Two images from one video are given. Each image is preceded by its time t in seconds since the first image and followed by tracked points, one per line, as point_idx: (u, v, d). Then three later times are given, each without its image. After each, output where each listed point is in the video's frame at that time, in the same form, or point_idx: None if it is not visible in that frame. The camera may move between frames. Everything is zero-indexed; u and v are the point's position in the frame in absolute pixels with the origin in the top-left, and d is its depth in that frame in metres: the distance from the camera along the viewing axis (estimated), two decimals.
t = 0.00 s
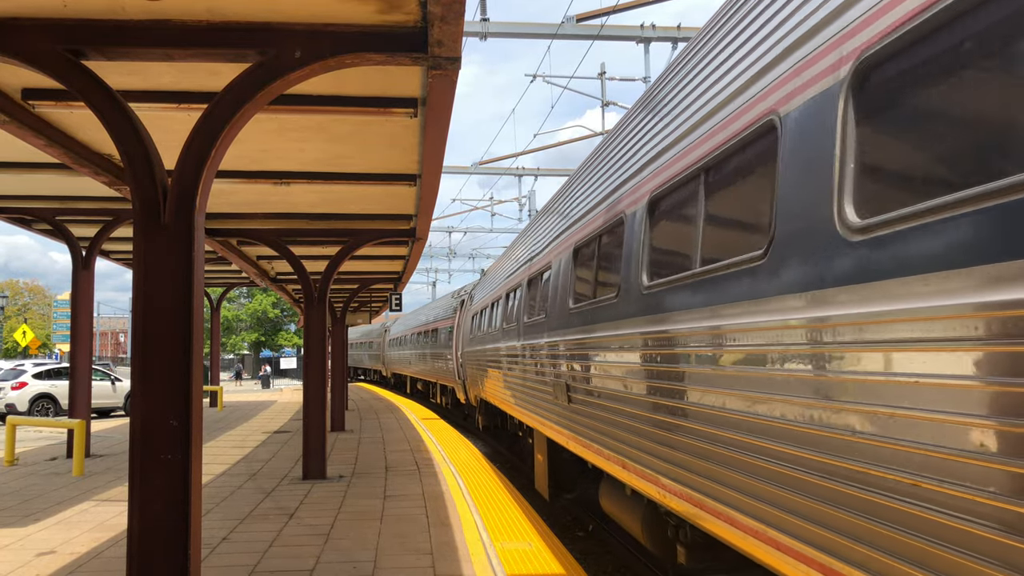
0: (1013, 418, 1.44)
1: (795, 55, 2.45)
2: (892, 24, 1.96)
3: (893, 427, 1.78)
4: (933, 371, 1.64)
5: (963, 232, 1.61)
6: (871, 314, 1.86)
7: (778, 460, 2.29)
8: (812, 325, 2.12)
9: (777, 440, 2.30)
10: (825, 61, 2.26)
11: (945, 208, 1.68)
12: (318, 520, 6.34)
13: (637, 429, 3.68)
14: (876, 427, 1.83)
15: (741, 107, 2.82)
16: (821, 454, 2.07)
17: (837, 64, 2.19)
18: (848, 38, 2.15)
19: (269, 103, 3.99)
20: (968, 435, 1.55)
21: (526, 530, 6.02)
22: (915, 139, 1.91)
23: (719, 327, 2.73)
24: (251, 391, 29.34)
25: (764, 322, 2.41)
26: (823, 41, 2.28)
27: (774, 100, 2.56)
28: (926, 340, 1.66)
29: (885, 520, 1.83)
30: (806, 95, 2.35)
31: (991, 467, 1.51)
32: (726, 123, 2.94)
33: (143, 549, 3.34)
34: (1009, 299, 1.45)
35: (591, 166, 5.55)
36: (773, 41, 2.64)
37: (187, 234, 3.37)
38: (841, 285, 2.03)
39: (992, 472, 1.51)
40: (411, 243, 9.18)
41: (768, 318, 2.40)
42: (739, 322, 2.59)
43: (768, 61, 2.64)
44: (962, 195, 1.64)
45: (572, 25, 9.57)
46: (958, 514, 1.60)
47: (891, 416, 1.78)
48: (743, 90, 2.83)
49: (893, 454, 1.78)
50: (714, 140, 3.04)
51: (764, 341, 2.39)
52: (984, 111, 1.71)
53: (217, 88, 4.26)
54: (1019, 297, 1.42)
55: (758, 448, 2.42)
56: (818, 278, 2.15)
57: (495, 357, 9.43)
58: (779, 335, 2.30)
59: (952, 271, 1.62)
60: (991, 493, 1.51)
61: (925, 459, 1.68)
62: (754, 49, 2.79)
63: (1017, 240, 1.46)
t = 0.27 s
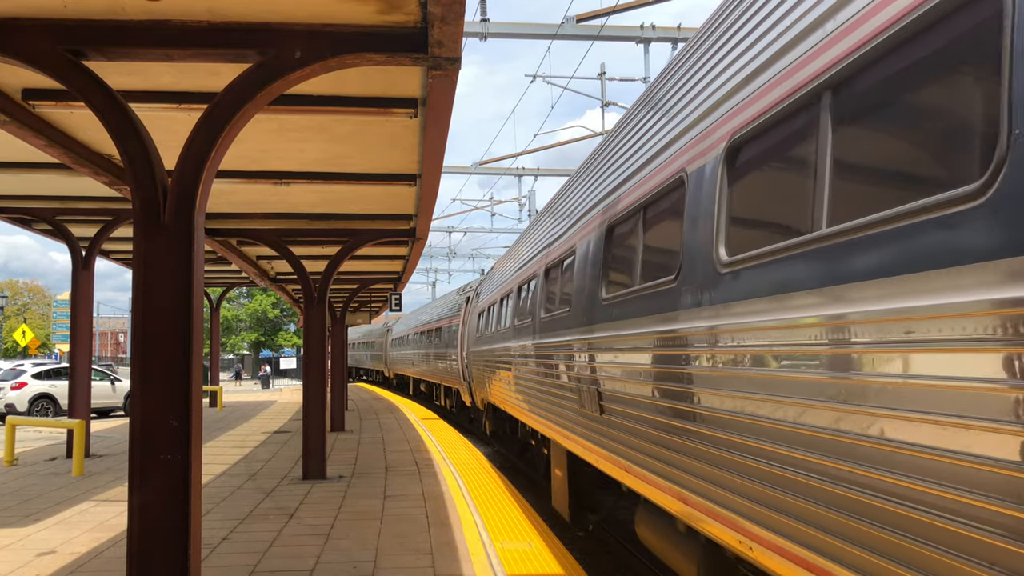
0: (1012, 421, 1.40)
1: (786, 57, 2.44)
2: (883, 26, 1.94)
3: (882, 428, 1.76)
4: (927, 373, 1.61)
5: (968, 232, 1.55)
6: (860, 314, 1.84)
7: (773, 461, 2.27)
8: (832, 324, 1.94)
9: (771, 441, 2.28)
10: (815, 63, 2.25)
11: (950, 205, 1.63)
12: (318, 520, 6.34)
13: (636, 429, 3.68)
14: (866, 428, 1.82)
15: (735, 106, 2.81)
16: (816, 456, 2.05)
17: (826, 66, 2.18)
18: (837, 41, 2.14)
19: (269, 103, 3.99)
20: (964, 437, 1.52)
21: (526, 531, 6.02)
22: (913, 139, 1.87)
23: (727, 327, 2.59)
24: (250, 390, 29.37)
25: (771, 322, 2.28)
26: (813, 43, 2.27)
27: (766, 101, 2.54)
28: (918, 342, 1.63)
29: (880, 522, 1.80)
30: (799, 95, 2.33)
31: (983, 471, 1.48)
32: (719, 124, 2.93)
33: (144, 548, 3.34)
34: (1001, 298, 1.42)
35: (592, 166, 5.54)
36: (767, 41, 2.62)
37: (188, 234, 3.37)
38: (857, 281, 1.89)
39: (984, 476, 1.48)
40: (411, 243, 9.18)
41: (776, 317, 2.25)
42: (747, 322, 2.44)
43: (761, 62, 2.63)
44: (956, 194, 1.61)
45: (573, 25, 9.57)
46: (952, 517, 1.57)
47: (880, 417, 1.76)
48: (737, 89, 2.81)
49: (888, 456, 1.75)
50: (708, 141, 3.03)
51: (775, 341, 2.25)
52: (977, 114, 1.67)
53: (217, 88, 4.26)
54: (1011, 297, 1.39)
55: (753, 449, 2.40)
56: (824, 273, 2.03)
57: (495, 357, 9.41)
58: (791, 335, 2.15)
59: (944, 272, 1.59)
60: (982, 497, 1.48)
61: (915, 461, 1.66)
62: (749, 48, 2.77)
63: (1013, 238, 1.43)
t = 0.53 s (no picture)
0: (1007, 420, 1.38)
1: (785, 53, 2.43)
2: (876, 22, 1.93)
3: (874, 428, 1.76)
4: (921, 372, 1.60)
5: (962, 228, 1.52)
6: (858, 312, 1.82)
7: (771, 462, 2.26)
8: (835, 323, 1.92)
9: (769, 442, 2.27)
10: (813, 59, 2.24)
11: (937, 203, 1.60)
12: (318, 520, 6.34)
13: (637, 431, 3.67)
14: (860, 428, 1.81)
15: (736, 104, 2.80)
16: (813, 457, 2.04)
17: (824, 62, 2.17)
18: (834, 37, 2.13)
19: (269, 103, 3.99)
20: (959, 438, 1.50)
21: (526, 531, 6.01)
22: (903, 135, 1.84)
23: (728, 326, 2.57)
24: (250, 391, 29.39)
25: (773, 321, 2.25)
26: (811, 39, 2.26)
27: (767, 98, 2.54)
28: (914, 341, 1.61)
29: (875, 524, 1.79)
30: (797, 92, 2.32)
31: (976, 471, 1.47)
32: (722, 121, 2.92)
33: (144, 549, 3.34)
34: (999, 295, 1.39)
35: (593, 164, 5.53)
36: (766, 39, 2.61)
37: (187, 234, 3.37)
38: (862, 279, 1.84)
39: (977, 475, 1.47)
40: (411, 243, 9.18)
41: (779, 316, 2.22)
42: (750, 322, 2.41)
43: (761, 59, 2.62)
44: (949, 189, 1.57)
45: (572, 25, 9.56)
46: (946, 518, 1.56)
47: (876, 418, 1.75)
48: (737, 88, 2.81)
49: (883, 456, 1.74)
50: (711, 138, 3.02)
51: (775, 340, 2.23)
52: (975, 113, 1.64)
53: (217, 88, 4.26)
54: (1010, 292, 1.37)
55: (751, 450, 2.39)
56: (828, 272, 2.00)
57: (497, 357, 9.39)
58: (793, 333, 2.12)
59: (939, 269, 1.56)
60: (974, 496, 1.48)
61: (906, 461, 1.66)
62: (749, 46, 2.76)
63: (1009, 234, 1.39)
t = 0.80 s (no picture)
0: (1007, 421, 1.38)
1: (788, 49, 2.42)
2: (880, 17, 1.92)
3: (875, 429, 1.76)
4: (921, 372, 1.60)
5: (969, 225, 1.51)
6: (858, 313, 1.82)
7: (770, 463, 2.26)
8: (838, 322, 1.89)
9: (769, 443, 2.27)
10: (815, 55, 2.23)
11: (949, 200, 1.59)
12: (319, 520, 6.34)
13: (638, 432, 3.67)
14: (860, 429, 1.81)
15: (735, 103, 2.80)
16: (814, 457, 2.04)
17: (826, 59, 2.16)
18: (837, 33, 2.12)
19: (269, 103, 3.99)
20: (960, 438, 1.49)
21: (526, 531, 6.01)
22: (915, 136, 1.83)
23: (729, 326, 2.56)
24: (251, 391, 29.39)
25: (775, 319, 2.23)
26: (813, 35, 2.25)
27: (767, 96, 2.53)
28: (914, 341, 1.61)
29: (874, 524, 1.79)
30: (797, 90, 2.32)
31: (976, 472, 1.46)
32: (722, 119, 2.91)
33: (144, 549, 3.34)
34: (1002, 294, 1.39)
35: (596, 164, 5.52)
36: (766, 38, 2.61)
37: (187, 235, 3.37)
38: (869, 276, 1.80)
39: (976, 476, 1.47)
40: (411, 244, 9.18)
41: (780, 315, 2.21)
42: (754, 320, 2.38)
43: (762, 56, 2.62)
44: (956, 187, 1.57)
45: (573, 25, 9.56)
46: (945, 519, 1.56)
47: (877, 419, 1.74)
48: (737, 86, 2.81)
49: (883, 457, 1.73)
50: (711, 136, 3.01)
51: (776, 340, 2.23)
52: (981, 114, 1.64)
53: (218, 88, 4.26)
54: (1012, 291, 1.36)
55: (752, 452, 2.40)
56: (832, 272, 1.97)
57: (498, 357, 9.38)
58: (793, 333, 2.12)
59: (944, 266, 1.55)
60: (973, 497, 1.48)
61: (906, 461, 1.66)
62: (749, 45, 2.76)
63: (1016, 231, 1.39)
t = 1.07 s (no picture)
0: (1008, 421, 1.37)
1: (785, 51, 2.43)
2: (876, 17, 1.92)
3: (877, 430, 1.75)
4: (922, 372, 1.59)
5: (970, 224, 1.50)
6: (865, 312, 1.80)
7: (773, 463, 2.26)
8: (842, 320, 1.89)
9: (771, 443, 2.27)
10: (810, 58, 2.24)
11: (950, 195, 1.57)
12: (319, 520, 6.34)
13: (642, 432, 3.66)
14: (863, 430, 1.81)
15: (736, 103, 2.80)
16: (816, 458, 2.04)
17: (820, 62, 2.17)
18: (831, 34, 2.13)
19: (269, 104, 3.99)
20: (962, 438, 1.49)
21: (526, 531, 6.01)
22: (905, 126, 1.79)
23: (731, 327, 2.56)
24: (251, 391, 29.39)
25: (781, 318, 2.23)
26: (809, 37, 2.26)
27: (767, 96, 2.53)
28: (917, 340, 1.60)
29: (877, 526, 1.79)
30: (796, 89, 2.32)
31: (976, 472, 1.46)
32: (724, 120, 2.91)
33: (144, 549, 3.34)
34: (1003, 292, 1.38)
35: (598, 163, 5.53)
36: (764, 38, 2.61)
37: (187, 235, 3.36)
38: (872, 274, 1.80)
39: (976, 476, 1.47)
40: (411, 244, 9.18)
41: (786, 314, 2.20)
42: (760, 319, 2.37)
43: (760, 58, 2.63)
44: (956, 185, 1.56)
45: (572, 25, 9.56)
46: (945, 520, 1.56)
47: (880, 419, 1.74)
48: (737, 87, 2.82)
49: (885, 458, 1.73)
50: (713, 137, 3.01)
51: (780, 340, 2.22)
52: (977, 109, 1.62)
53: (217, 88, 4.26)
54: (1013, 290, 1.36)
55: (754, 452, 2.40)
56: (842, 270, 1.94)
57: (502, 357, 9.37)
58: (798, 332, 2.12)
59: (946, 265, 1.55)
60: (973, 497, 1.48)
61: (908, 462, 1.66)
62: (748, 45, 2.77)
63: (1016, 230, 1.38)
